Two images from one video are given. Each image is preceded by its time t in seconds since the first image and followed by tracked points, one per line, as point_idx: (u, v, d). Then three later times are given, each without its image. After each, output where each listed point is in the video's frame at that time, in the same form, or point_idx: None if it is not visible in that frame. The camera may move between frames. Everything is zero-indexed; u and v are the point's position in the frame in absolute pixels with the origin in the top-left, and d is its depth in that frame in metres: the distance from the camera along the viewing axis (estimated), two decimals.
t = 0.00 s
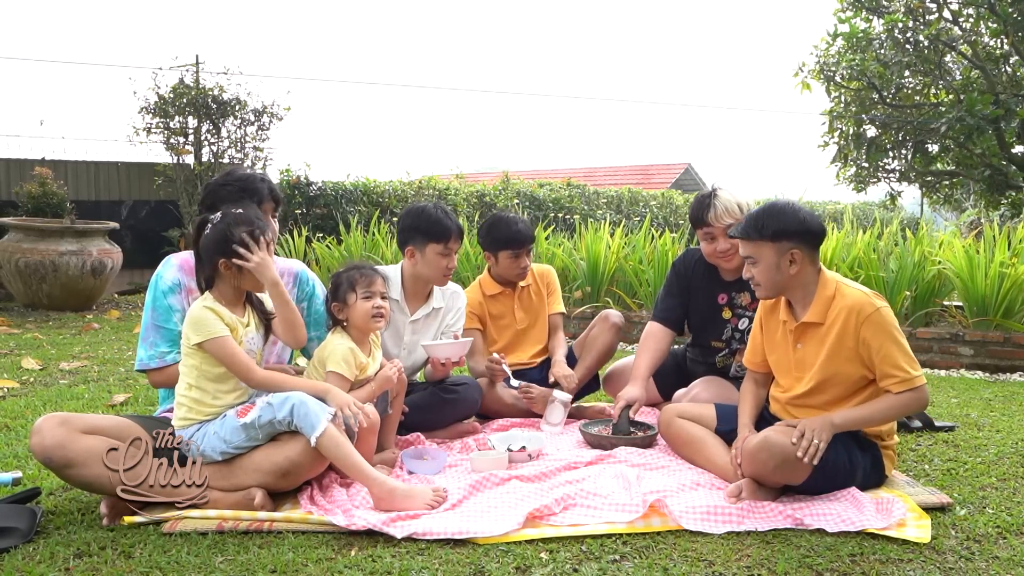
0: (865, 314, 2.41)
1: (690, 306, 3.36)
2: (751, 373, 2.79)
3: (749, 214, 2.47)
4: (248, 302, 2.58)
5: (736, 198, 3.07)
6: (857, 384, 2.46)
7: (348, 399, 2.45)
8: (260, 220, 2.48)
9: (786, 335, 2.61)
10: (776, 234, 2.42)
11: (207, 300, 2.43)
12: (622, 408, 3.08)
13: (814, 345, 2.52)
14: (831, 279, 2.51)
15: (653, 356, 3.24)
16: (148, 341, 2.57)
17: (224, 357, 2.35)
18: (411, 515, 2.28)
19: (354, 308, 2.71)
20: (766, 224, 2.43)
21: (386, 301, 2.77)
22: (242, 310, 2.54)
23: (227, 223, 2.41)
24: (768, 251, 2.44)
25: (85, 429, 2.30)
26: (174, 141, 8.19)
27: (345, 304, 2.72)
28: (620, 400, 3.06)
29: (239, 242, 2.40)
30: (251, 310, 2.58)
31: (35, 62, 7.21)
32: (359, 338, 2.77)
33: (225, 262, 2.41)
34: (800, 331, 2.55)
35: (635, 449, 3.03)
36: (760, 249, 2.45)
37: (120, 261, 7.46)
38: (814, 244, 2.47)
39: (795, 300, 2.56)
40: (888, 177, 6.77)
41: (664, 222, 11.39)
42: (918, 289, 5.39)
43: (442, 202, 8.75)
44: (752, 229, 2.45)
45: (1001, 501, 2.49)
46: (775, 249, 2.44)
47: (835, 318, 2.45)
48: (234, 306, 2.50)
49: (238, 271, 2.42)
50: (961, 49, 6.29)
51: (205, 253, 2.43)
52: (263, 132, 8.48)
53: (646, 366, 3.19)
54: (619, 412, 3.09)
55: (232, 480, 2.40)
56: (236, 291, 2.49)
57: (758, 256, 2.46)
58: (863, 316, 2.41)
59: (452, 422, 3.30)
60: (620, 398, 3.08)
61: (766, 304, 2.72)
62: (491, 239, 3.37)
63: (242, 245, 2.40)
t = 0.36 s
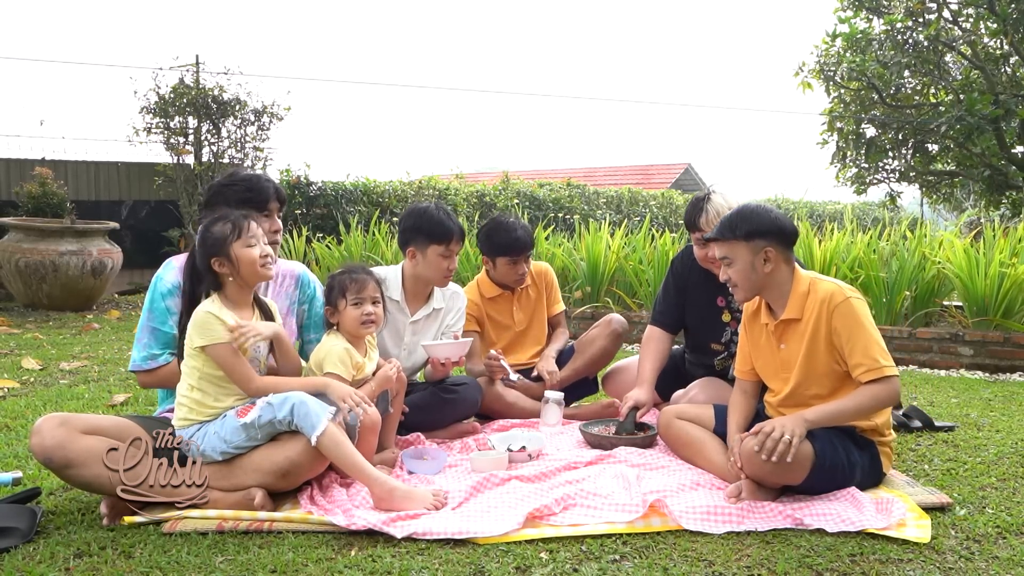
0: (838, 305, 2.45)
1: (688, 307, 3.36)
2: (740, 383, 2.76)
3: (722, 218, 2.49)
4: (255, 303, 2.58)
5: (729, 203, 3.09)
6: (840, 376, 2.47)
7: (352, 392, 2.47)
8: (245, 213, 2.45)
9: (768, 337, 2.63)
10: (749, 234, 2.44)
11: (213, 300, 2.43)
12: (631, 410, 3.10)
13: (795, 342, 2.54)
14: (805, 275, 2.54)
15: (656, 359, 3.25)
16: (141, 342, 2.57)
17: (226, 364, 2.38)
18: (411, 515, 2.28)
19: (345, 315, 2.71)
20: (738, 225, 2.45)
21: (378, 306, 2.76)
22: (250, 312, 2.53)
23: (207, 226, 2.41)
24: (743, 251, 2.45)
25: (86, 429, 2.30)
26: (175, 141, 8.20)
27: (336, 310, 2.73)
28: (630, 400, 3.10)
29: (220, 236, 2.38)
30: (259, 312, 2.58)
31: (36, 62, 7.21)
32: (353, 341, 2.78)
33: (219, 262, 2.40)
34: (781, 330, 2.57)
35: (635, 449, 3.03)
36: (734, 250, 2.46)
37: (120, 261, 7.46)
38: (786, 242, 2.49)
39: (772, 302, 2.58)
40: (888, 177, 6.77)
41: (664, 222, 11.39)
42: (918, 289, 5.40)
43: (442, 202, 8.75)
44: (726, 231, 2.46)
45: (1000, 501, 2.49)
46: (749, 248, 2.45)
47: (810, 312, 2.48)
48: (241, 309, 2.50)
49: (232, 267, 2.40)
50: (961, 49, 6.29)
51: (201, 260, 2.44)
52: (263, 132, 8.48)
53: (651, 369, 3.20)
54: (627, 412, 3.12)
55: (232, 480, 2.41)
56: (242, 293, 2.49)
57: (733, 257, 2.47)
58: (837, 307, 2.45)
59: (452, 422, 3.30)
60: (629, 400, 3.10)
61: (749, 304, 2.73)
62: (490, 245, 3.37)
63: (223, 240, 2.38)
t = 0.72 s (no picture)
0: (839, 295, 2.50)
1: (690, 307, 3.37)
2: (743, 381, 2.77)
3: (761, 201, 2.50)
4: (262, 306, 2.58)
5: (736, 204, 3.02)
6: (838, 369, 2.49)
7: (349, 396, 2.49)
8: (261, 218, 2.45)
9: (770, 331, 2.67)
10: (793, 214, 2.50)
11: (223, 302, 2.45)
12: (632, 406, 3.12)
13: (796, 333, 2.58)
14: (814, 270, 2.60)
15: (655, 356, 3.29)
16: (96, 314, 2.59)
17: (231, 364, 2.37)
18: (411, 515, 2.28)
19: (352, 317, 2.71)
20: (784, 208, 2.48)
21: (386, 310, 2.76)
22: (256, 316, 2.54)
23: (224, 224, 2.47)
24: (786, 231, 2.50)
25: (85, 429, 2.30)
26: (174, 141, 8.19)
27: (343, 310, 2.73)
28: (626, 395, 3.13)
29: (227, 236, 2.43)
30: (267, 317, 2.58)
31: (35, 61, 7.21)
32: (359, 344, 2.77)
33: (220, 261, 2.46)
34: (784, 323, 2.61)
35: (635, 449, 3.03)
36: (779, 231, 2.49)
37: (120, 261, 7.46)
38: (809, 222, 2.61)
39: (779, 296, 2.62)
40: (888, 177, 6.76)
41: (664, 222, 11.39)
42: (919, 289, 5.40)
43: (442, 202, 8.74)
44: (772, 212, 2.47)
45: (1001, 501, 2.48)
46: (790, 229, 2.51)
47: (813, 301, 2.53)
48: (247, 311, 2.51)
49: (229, 269, 2.44)
50: (961, 49, 6.29)
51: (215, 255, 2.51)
52: (263, 132, 8.48)
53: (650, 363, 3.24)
54: (630, 408, 3.13)
55: (231, 480, 2.40)
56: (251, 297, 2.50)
57: (778, 238, 2.49)
58: (838, 296, 2.50)
59: (452, 422, 3.29)
60: (629, 395, 3.13)
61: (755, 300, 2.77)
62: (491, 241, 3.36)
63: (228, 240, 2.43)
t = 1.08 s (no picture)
0: (853, 290, 2.51)
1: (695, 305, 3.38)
2: (745, 373, 2.81)
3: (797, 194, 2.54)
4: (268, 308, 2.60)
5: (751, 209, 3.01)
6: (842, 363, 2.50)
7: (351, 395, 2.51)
8: (269, 221, 2.46)
9: (781, 324, 2.68)
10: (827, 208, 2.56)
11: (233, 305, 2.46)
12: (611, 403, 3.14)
13: (807, 326, 2.59)
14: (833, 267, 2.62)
15: (639, 346, 3.28)
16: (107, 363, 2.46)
17: (234, 368, 2.38)
18: (411, 515, 2.28)
19: (358, 312, 2.71)
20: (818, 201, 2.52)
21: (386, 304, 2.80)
22: (264, 318, 2.55)
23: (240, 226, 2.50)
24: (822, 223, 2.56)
25: (82, 433, 2.34)
26: (175, 141, 8.20)
27: (347, 307, 2.71)
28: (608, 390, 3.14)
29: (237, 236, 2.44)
30: (273, 319, 2.60)
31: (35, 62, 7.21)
32: (357, 342, 2.77)
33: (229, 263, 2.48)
34: (797, 315, 2.62)
35: (635, 449, 3.03)
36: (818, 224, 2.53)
37: (120, 261, 7.46)
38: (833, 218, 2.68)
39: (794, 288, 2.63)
40: (888, 177, 6.77)
41: (664, 222, 11.39)
42: (918, 289, 5.40)
43: (442, 202, 8.74)
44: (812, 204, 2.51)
45: (1001, 501, 2.49)
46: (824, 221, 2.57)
47: (827, 296, 2.55)
48: (256, 314, 2.52)
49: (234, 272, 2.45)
50: (961, 49, 6.30)
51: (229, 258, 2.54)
52: (263, 132, 8.48)
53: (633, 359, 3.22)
54: (609, 406, 3.14)
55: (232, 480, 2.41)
56: (258, 301, 2.50)
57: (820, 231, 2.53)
58: (852, 293, 2.51)
59: (452, 422, 3.29)
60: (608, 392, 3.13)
61: (767, 293, 2.80)
62: (496, 239, 3.36)
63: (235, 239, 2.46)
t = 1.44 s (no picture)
0: (862, 288, 2.52)
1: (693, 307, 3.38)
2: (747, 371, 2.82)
3: (808, 190, 2.57)
4: (267, 307, 2.61)
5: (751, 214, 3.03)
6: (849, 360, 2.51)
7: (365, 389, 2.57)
8: (273, 222, 2.46)
9: (787, 322, 2.68)
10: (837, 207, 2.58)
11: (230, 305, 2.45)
12: (625, 408, 3.16)
13: (813, 324, 2.59)
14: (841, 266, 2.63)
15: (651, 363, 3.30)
16: (135, 376, 2.44)
17: (234, 368, 2.38)
18: (411, 515, 2.28)
19: (343, 309, 2.71)
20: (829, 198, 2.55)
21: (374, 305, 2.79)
22: (263, 319, 2.55)
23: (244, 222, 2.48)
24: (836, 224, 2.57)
25: (82, 434, 2.34)
26: (174, 141, 8.20)
27: (334, 305, 2.72)
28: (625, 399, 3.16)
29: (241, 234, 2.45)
30: (272, 318, 2.61)
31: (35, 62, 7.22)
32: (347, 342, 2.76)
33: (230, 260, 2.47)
34: (803, 313, 2.62)
35: (635, 450, 3.03)
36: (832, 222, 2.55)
37: (120, 261, 7.46)
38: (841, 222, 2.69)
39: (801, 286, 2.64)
40: (888, 177, 6.77)
41: (664, 222, 11.40)
42: (918, 289, 5.40)
43: (442, 202, 8.74)
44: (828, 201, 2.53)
45: (1001, 501, 2.48)
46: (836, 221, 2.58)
47: (835, 294, 2.55)
48: (255, 314, 2.52)
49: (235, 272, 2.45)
50: (961, 49, 6.29)
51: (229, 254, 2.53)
52: (263, 132, 8.48)
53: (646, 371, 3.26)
54: (622, 409, 3.16)
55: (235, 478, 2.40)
56: (258, 301, 2.50)
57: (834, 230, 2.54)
58: (861, 290, 2.52)
59: (452, 422, 3.29)
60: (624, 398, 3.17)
61: (770, 292, 2.81)
62: (496, 242, 3.36)
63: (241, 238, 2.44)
